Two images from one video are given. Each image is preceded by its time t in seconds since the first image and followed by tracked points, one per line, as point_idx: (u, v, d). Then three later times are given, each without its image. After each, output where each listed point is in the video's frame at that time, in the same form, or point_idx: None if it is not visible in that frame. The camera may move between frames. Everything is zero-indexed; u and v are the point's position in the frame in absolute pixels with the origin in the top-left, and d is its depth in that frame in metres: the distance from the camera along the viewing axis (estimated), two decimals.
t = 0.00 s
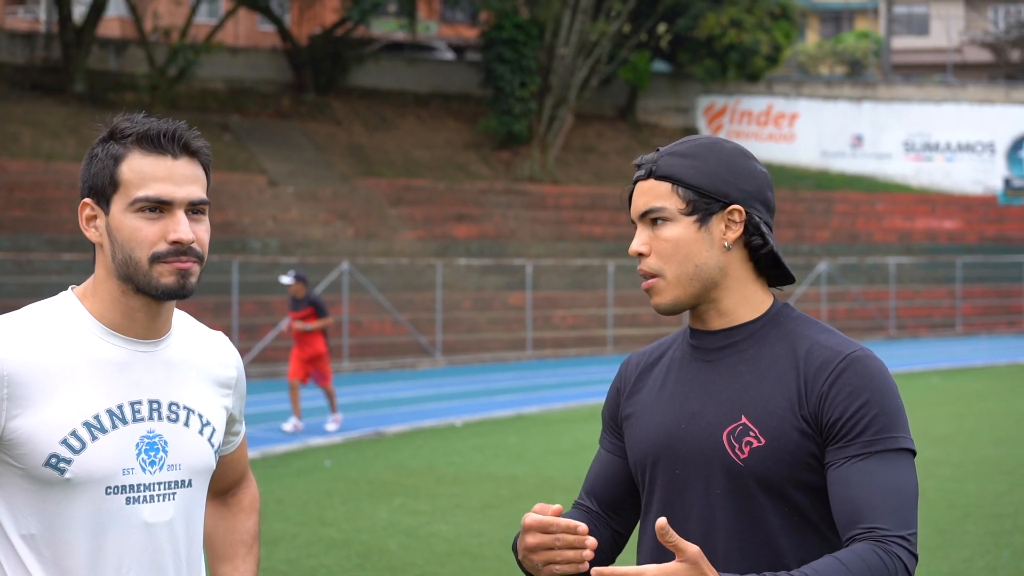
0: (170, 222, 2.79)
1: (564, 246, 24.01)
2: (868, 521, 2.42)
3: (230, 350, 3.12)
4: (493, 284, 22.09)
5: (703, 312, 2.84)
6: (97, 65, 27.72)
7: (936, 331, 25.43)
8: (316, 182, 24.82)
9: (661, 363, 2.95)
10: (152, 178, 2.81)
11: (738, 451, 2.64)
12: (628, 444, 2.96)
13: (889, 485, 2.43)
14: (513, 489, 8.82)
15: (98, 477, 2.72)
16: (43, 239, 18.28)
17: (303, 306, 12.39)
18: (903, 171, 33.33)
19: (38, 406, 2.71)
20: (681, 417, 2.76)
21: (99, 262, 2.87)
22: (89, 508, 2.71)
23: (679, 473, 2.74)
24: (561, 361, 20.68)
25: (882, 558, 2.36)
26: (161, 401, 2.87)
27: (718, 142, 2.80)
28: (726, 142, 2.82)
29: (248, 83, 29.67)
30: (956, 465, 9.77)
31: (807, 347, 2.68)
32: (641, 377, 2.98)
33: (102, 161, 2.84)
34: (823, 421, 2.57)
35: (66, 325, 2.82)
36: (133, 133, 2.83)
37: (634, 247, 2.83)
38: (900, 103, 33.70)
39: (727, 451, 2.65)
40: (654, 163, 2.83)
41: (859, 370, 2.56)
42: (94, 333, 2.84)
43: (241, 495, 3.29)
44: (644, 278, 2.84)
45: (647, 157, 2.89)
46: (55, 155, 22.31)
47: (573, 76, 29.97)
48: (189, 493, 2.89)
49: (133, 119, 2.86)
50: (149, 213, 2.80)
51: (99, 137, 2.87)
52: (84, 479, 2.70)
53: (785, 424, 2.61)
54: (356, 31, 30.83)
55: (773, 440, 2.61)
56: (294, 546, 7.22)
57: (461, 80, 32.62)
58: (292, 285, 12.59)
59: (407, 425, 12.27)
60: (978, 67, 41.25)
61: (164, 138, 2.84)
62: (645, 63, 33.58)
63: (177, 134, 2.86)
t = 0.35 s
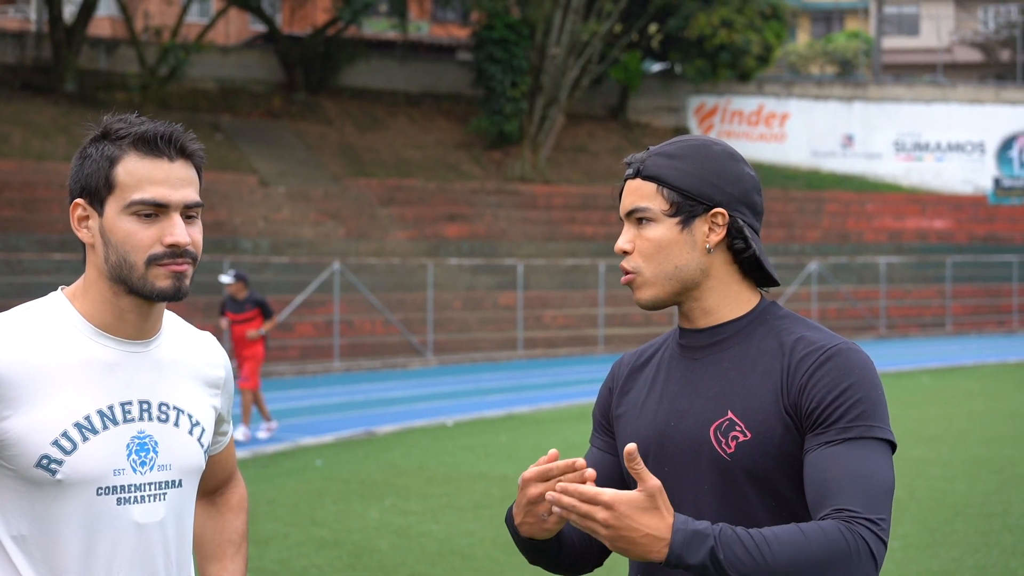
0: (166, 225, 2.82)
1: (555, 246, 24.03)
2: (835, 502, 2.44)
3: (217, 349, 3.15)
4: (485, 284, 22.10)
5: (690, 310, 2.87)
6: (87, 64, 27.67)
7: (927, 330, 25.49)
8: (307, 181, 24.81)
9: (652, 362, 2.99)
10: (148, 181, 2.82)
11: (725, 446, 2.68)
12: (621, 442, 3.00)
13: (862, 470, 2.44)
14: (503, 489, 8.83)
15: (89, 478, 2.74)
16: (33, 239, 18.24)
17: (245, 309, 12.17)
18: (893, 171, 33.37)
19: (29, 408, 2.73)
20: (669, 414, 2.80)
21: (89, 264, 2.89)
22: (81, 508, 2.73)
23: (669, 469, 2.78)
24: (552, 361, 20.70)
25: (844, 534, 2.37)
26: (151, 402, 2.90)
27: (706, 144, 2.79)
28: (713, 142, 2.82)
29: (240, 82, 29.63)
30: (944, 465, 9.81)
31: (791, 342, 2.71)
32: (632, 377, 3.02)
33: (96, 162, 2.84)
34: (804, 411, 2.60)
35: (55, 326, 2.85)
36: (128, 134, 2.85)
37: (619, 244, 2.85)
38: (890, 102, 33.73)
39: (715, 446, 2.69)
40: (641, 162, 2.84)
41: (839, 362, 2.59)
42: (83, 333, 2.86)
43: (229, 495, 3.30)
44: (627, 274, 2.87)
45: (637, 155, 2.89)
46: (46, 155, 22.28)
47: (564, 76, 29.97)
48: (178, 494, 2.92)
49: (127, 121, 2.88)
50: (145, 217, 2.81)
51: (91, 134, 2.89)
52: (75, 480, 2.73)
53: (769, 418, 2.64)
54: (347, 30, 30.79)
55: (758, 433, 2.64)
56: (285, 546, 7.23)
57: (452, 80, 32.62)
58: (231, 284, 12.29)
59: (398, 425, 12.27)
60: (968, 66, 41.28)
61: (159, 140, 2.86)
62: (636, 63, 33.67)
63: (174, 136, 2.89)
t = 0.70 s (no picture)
0: (158, 236, 2.81)
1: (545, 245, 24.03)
2: (831, 509, 2.47)
3: (203, 349, 3.14)
4: (474, 283, 22.09)
5: (680, 313, 2.87)
6: (76, 63, 27.57)
7: (915, 330, 25.56)
8: (296, 181, 24.78)
9: (640, 364, 2.98)
10: (144, 190, 2.82)
11: (715, 447, 2.68)
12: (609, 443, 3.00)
13: (856, 474, 2.47)
14: (493, 489, 8.82)
15: (76, 478, 2.74)
16: (21, 238, 18.18)
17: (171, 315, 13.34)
18: (882, 171, 33.44)
19: (16, 407, 2.73)
20: (659, 417, 2.80)
21: (78, 262, 2.89)
22: (67, 509, 2.73)
23: (658, 471, 2.79)
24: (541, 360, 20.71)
25: (837, 543, 2.42)
26: (138, 400, 2.90)
27: (690, 146, 2.80)
28: (699, 144, 2.82)
29: (229, 81, 29.55)
30: (930, 464, 9.83)
31: (781, 344, 2.72)
32: (619, 379, 3.02)
33: (95, 163, 2.84)
34: (796, 413, 2.61)
35: (40, 324, 2.84)
36: (131, 142, 2.84)
37: (609, 252, 2.86)
38: (878, 102, 33.80)
39: (705, 447, 2.70)
40: (627, 168, 2.84)
41: (830, 364, 2.60)
42: (69, 333, 2.86)
43: (211, 495, 3.29)
44: (619, 281, 2.87)
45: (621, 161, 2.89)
46: (33, 154, 22.20)
47: (553, 75, 29.97)
48: (165, 493, 2.92)
49: (130, 126, 2.87)
50: (137, 226, 2.81)
51: (91, 133, 2.88)
52: (62, 479, 2.72)
53: (760, 420, 2.65)
54: (336, 29, 30.74)
55: (749, 435, 2.65)
56: (273, 546, 7.20)
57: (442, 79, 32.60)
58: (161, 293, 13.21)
59: (387, 424, 12.24)
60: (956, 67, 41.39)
61: (159, 151, 2.85)
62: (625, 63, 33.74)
63: (176, 147, 2.87)
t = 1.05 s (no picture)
0: (153, 237, 2.81)
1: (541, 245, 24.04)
2: (841, 500, 2.47)
3: (199, 347, 3.15)
4: (470, 283, 22.09)
5: (670, 310, 2.88)
6: (70, 63, 27.54)
7: (910, 330, 25.59)
8: (292, 181, 24.79)
9: (637, 366, 2.98)
10: (141, 192, 2.81)
11: (717, 447, 2.68)
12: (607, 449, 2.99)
13: (864, 466, 2.47)
14: (489, 489, 8.82)
15: (74, 476, 2.74)
16: (17, 238, 18.15)
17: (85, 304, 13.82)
18: (877, 171, 33.48)
19: (12, 405, 2.72)
20: (659, 418, 2.80)
21: (72, 262, 2.88)
22: (65, 507, 2.72)
23: (661, 472, 2.78)
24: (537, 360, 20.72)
25: (851, 534, 2.41)
26: (134, 398, 2.89)
27: (696, 148, 2.79)
28: (704, 145, 2.81)
29: (224, 81, 29.51)
30: (927, 464, 9.85)
31: (779, 342, 2.72)
32: (617, 382, 3.01)
33: (91, 163, 2.83)
34: (798, 409, 2.61)
35: (36, 322, 2.83)
36: (127, 143, 2.83)
37: (601, 238, 2.87)
38: (874, 102, 33.83)
39: (707, 447, 2.69)
40: (633, 158, 2.85)
41: (831, 357, 2.61)
42: (65, 332, 2.85)
43: (208, 496, 3.28)
44: (604, 267, 2.89)
45: (628, 153, 2.90)
46: (29, 154, 22.17)
47: (549, 75, 29.98)
48: (163, 491, 2.91)
49: (127, 126, 2.86)
50: (131, 227, 2.81)
51: (86, 133, 2.87)
52: (59, 478, 2.72)
53: (761, 419, 2.65)
54: (332, 29, 30.71)
55: (751, 433, 2.65)
56: (270, 546, 7.20)
57: (437, 79, 32.60)
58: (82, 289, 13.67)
59: (383, 424, 12.23)
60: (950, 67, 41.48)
61: (157, 152, 2.84)
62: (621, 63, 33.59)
63: (173, 149, 2.87)
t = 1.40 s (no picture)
0: (155, 241, 2.82)
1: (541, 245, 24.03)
2: (835, 502, 2.47)
3: (200, 348, 3.14)
4: (470, 283, 22.08)
5: (674, 312, 2.88)
6: (71, 63, 27.54)
7: (911, 330, 25.60)
8: (292, 181, 24.81)
9: (645, 365, 2.98)
10: (144, 195, 2.81)
11: (722, 448, 2.68)
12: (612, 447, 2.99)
13: (865, 470, 2.48)
14: (490, 489, 8.82)
15: (76, 477, 2.74)
16: (17, 239, 18.15)
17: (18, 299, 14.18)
18: (877, 171, 33.54)
19: (15, 405, 2.72)
20: (665, 418, 2.80)
21: (75, 262, 2.89)
22: (66, 508, 2.72)
23: (665, 471, 2.79)
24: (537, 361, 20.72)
25: (845, 535, 2.41)
26: (136, 400, 2.89)
27: (689, 148, 2.78)
28: (698, 145, 2.80)
29: (224, 81, 29.51)
30: (928, 464, 9.86)
31: (787, 343, 2.72)
32: (623, 381, 3.01)
33: (94, 165, 2.83)
34: (803, 411, 2.61)
35: (38, 321, 2.83)
36: (131, 146, 2.83)
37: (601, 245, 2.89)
38: (874, 102, 33.87)
39: (713, 447, 2.70)
40: (626, 164, 2.86)
41: (838, 360, 2.61)
42: (67, 331, 2.85)
43: (208, 497, 3.28)
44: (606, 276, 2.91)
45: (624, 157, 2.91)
46: (29, 154, 22.17)
47: (550, 76, 30.00)
48: (164, 492, 2.91)
49: (133, 129, 2.85)
50: (135, 229, 2.81)
51: (91, 133, 2.87)
52: (61, 479, 2.72)
53: (766, 420, 2.65)
54: (332, 30, 30.72)
55: (757, 434, 2.65)
56: (271, 547, 7.20)
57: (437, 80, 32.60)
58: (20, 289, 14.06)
59: (384, 425, 12.25)
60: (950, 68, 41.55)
61: (162, 156, 2.84)
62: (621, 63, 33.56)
63: (179, 154, 2.87)
